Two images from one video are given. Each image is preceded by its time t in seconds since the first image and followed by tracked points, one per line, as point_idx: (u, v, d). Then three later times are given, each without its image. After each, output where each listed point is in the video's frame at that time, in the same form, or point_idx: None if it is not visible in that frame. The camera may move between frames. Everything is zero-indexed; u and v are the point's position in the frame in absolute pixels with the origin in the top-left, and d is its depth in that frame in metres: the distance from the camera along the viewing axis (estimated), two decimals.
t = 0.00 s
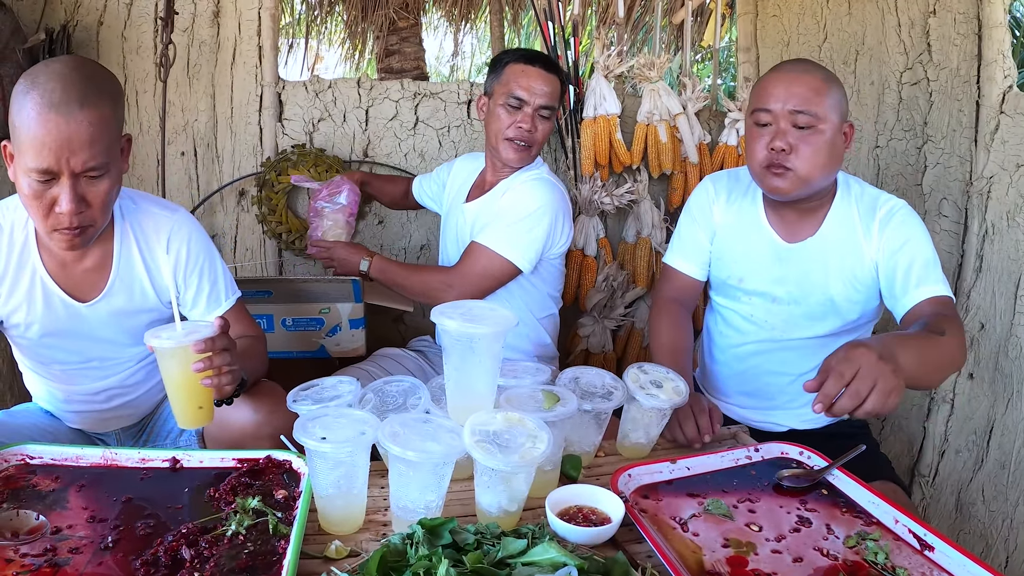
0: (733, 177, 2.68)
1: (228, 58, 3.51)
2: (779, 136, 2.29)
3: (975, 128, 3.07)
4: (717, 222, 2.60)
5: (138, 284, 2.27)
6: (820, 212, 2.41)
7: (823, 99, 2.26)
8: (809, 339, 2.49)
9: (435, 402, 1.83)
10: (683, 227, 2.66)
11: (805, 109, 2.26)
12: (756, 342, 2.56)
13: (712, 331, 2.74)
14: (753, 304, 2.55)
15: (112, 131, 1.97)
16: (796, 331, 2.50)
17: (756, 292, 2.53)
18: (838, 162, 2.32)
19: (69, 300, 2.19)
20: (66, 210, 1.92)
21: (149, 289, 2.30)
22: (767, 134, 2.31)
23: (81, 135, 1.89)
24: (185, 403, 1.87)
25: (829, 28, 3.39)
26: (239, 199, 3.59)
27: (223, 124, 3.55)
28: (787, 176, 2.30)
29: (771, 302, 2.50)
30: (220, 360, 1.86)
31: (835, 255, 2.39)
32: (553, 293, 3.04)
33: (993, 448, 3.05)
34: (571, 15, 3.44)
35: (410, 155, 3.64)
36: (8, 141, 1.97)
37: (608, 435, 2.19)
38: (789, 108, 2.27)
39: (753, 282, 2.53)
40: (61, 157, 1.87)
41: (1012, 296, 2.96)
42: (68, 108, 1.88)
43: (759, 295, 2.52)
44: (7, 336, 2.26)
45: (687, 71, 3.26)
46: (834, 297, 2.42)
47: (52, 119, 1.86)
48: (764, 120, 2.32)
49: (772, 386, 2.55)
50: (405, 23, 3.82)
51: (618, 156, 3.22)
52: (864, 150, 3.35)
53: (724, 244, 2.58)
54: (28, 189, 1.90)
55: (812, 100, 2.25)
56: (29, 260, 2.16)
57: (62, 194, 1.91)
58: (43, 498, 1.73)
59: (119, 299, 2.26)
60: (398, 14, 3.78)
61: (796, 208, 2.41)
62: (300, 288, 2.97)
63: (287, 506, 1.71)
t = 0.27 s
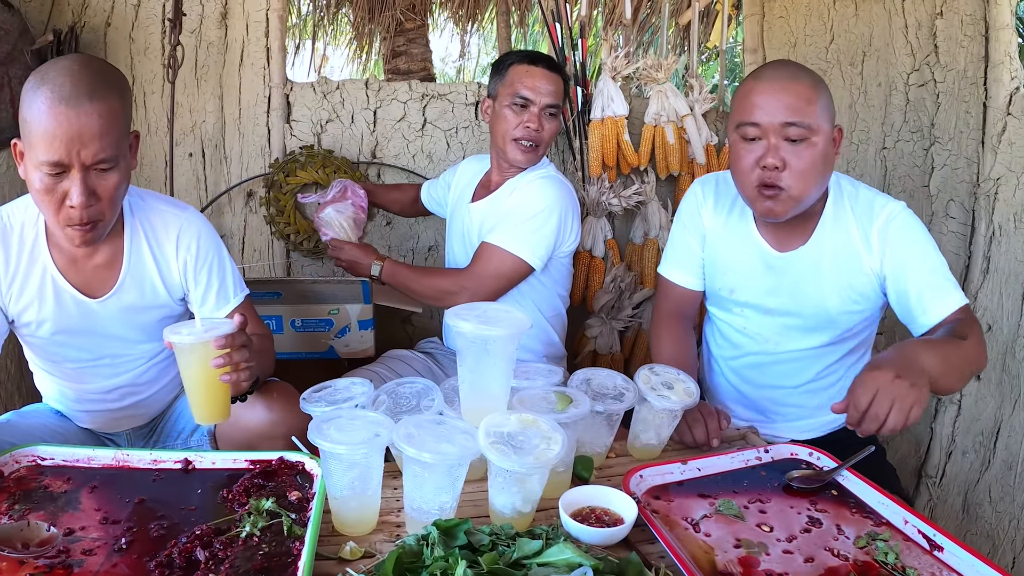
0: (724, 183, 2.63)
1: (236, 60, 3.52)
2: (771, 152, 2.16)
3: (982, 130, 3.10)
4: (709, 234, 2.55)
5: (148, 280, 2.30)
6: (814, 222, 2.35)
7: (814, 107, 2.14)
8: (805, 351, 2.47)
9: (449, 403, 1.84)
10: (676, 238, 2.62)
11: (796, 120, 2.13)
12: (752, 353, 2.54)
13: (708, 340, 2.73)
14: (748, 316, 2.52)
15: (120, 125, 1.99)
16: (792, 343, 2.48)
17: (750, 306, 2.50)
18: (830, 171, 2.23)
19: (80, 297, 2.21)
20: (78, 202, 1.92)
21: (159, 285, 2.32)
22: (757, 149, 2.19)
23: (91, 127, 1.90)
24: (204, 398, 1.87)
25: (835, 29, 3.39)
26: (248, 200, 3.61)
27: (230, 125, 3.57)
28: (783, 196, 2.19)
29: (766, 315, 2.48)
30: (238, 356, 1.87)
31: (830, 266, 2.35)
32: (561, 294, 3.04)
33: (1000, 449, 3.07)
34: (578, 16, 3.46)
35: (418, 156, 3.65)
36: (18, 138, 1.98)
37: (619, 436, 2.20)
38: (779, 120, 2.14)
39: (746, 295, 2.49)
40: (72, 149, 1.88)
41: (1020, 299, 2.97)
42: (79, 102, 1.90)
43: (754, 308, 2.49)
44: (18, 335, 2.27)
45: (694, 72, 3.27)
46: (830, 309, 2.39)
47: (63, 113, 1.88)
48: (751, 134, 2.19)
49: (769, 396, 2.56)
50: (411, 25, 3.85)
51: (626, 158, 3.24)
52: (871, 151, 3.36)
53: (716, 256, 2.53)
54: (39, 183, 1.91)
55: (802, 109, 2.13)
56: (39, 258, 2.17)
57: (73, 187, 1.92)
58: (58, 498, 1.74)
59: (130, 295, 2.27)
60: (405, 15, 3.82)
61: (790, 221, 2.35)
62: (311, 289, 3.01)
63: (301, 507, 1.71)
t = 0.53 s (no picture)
0: (727, 184, 2.58)
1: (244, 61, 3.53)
2: (770, 161, 2.09)
3: (990, 131, 3.09)
4: (712, 239, 2.52)
5: (152, 272, 2.31)
6: (820, 232, 2.30)
7: (818, 113, 2.05)
8: (806, 361, 2.45)
9: (462, 405, 1.85)
10: (678, 241, 2.60)
11: (798, 127, 2.04)
12: (752, 362, 2.53)
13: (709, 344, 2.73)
14: (749, 323, 2.50)
15: (116, 117, 2.00)
16: (792, 352, 2.46)
17: (751, 314, 2.48)
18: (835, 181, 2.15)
19: (85, 291, 2.22)
20: (76, 194, 1.95)
21: (163, 277, 2.33)
22: (756, 158, 2.12)
23: (86, 120, 1.92)
24: (216, 388, 1.89)
25: (843, 30, 3.40)
26: (256, 201, 3.61)
27: (238, 126, 3.57)
28: (782, 206, 2.14)
29: (767, 324, 2.45)
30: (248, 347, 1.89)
31: (834, 277, 2.32)
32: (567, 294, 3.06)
33: (1008, 450, 3.08)
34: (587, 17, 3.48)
35: (427, 157, 3.65)
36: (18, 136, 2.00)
37: (630, 437, 2.20)
38: (780, 126, 2.05)
39: (748, 303, 2.47)
40: (68, 142, 1.90)
41: None
42: (74, 96, 1.92)
43: (755, 316, 2.47)
44: (23, 334, 2.27)
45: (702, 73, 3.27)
46: (831, 320, 2.37)
47: (59, 107, 1.90)
48: (751, 141, 2.12)
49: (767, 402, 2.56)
50: (418, 26, 3.93)
51: (634, 159, 3.25)
52: (880, 152, 3.39)
53: (719, 261, 2.51)
54: (37, 176, 1.94)
55: (806, 116, 2.04)
56: (42, 255, 2.18)
57: (71, 179, 1.94)
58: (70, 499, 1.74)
59: (134, 288, 2.28)
60: (412, 17, 3.90)
61: (795, 231, 2.30)
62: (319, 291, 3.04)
63: (314, 509, 1.70)
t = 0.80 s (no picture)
0: (734, 185, 2.57)
1: (247, 62, 3.53)
2: (774, 156, 2.09)
3: (994, 131, 3.10)
4: (716, 240, 2.52)
5: (146, 265, 2.31)
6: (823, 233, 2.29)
7: (826, 110, 2.04)
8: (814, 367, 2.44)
9: (465, 405, 1.85)
10: (683, 242, 2.61)
11: (804, 122, 2.04)
12: (760, 368, 2.53)
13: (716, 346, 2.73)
14: (754, 326, 2.51)
15: (101, 108, 2.01)
16: (796, 356, 2.46)
17: (755, 317, 2.47)
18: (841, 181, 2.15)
19: (80, 286, 2.22)
20: (64, 185, 1.96)
21: (157, 270, 2.34)
22: (762, 152, 2.12)
23: (72, 111, 1.93)
24: (205, 390, 1.90)
25: (847, 29, 3.39)
26: (259, 202, 3.62)
27: (241, 126, 3.58)
28: (782, 204, 2.13)
29: (771, 327, 2.45)
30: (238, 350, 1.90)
31: (838, 280, 2.30)
32: (568, 294, 3.06)
33: (1013, 451, 3.07)
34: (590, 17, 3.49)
35: (430, 157, 3.65)
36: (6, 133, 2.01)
37: (633, 438, 2.20)
38: (787, 121, 2.05)
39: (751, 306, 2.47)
40: (55, 133, 1.91)
41: None
42: (58, 88, 1.92)
43: (759, 320, 2.47)
44: (21, 333, 2.27)
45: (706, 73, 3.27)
46: (834, 324, 2.36)
47: (44, 100, 1.90)
48: (756, 135, 2.12)
49: (773, 408, 2.55)
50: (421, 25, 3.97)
51: (638, 159, 3.25)
52: (884, 152, 3.37)
53: (723, 262, 2.51)
54: (26, 169, 1.95)
55: (813, 113, 2.04)
56: (36, 252, 2.18)
57: (59, 171, 1.95)
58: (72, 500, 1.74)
59: (129, 282, 2.28)
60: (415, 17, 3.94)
61: (798, 232, 2.28)
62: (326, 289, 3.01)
63: (317, 509, 1.70)
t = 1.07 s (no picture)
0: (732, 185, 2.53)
1: (249, 62, 3.53)
2: (752, 153, 2.07)
3: (997, 131, 3.09)
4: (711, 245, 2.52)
5: (140, 259, 2.32)
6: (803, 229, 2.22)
7: (810, 107, 2.02)
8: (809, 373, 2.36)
9: (467, 405, 1.85)
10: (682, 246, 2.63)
11: (784, 118, 2.02)
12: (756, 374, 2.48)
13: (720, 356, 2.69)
14: (746, 332, 2.45)
15: (88, 100, 2.07)
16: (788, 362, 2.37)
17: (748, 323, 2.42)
18: (826, 181, 2.11)
19: (74, 281, 2.22)
20: (54, 175, 2.00)
21: (150, 263, 2.35)
22: (742, 149, 2.10)
23: (60, 102, 1.98)
24: (187, 389, 1.94)
25: (849, 29, 3.40)
26: (261, 202, 3.62)
27: (243, 126, 3.58)
28: (764, 198, 2.10)
29: (760, 332, 2.38)
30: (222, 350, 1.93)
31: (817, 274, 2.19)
32: (565, 290, 3.03)
33: (1016, 452, 3.05)
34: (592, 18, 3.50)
35: (432, 157, 3.65)
36: None
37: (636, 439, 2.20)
38: (767, 118, 2.04)
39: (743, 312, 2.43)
40: (44, 124, 1.96)
41: None
42: (46, 80, 1.98)
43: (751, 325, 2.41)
44: (19, 333, 2.29)
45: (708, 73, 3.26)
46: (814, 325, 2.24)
47: (33, 92, 1.96)
48: (740, 132, 2.10)
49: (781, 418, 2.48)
50: (423, 27, 3.94)
51: (640, 159, 3.25)
52: (886, 153, 3.38)
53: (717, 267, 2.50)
54: (15, 161, 1.99)
55: (795, 108, 2.02)
56: (30, 249, 2.20)
57: (49, 162, 2.00)
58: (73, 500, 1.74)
59: (122, 275, 2.29)
60: (417, 17, 3.93)
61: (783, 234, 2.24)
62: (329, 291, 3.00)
63: (319, 510, 1.69)
